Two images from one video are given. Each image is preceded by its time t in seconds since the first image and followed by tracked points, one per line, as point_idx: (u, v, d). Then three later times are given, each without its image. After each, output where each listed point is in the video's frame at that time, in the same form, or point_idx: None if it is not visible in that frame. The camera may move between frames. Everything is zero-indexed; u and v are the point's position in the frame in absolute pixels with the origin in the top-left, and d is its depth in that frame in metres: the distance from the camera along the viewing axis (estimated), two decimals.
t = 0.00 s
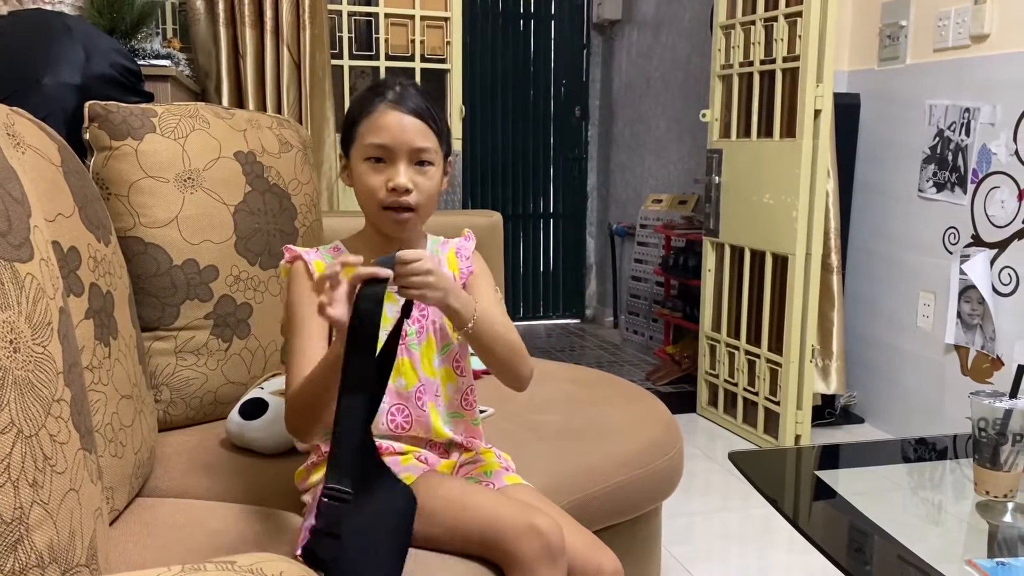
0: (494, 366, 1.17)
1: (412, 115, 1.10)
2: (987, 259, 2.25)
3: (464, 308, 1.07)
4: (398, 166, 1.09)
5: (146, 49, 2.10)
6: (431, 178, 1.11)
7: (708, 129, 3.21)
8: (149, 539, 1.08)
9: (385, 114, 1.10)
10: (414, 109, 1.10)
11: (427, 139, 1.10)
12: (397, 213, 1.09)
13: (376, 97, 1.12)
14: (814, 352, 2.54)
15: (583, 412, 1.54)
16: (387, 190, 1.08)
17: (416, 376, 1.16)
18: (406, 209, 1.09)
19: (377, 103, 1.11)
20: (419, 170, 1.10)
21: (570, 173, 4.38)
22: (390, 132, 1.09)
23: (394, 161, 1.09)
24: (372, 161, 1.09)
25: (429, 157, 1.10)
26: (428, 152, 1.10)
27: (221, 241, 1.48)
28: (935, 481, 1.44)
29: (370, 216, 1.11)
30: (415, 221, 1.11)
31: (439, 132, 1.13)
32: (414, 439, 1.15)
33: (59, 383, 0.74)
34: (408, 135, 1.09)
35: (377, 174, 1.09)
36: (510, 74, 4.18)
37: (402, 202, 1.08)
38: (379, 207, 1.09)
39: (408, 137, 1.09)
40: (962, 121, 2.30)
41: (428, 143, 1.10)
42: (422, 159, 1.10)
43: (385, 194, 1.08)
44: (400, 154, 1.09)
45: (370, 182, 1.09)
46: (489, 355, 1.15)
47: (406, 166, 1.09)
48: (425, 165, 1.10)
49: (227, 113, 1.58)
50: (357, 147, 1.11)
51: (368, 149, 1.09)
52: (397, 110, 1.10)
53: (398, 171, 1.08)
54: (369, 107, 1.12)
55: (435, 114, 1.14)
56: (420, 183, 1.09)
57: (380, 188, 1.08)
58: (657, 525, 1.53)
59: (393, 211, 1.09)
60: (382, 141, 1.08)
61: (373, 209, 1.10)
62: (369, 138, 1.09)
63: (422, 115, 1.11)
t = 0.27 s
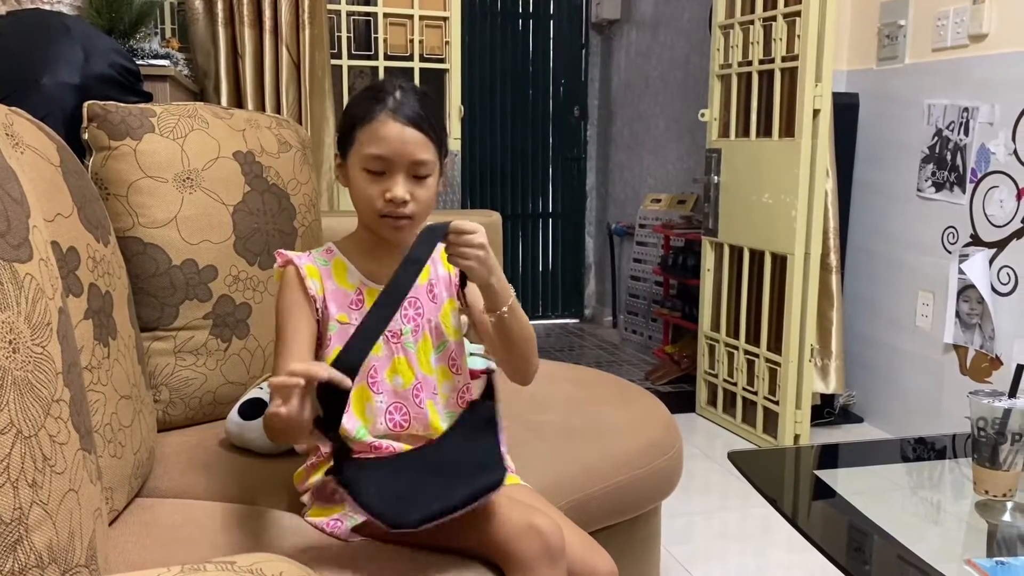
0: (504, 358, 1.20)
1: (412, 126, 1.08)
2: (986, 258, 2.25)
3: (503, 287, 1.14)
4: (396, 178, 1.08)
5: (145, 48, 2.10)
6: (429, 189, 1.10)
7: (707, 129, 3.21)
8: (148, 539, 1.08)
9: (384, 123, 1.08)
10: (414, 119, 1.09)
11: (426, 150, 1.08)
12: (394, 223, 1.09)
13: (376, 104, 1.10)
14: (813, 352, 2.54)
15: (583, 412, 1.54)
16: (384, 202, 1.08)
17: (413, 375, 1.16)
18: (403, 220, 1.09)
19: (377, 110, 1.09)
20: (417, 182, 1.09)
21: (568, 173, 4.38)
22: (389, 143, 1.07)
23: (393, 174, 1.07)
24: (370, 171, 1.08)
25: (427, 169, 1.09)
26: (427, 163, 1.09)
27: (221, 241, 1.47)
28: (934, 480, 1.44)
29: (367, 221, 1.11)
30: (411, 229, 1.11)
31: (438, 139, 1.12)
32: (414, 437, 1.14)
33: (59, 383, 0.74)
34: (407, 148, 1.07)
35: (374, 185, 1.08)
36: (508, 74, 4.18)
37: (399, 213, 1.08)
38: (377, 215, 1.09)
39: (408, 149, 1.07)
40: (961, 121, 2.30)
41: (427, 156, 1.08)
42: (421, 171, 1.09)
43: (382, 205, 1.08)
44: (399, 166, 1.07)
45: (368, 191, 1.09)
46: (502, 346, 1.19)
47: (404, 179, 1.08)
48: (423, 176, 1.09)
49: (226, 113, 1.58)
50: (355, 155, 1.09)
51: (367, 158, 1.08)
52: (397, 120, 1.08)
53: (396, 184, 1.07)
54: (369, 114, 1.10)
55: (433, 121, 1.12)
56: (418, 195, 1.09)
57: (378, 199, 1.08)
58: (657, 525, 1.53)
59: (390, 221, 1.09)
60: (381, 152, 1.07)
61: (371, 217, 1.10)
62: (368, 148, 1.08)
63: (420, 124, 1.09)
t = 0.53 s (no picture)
0: (505, 357, 1.21)
1: (411, 135, 1.07)
2: (984, 257, 2.25)
3: (505, 289, 1.15)
4: (395, 189, 1.07)
5: (142, 47, 2.10)
6: (426, 197, 1.10)
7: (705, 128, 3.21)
8: (146, 538, 1.08)
9: (382, 132, 1.07)
10: (412, 128, 1.08)
11: (425, 160, 1.08)
12: (392, 231, 1.09)
13: (374, 112, 1.09)
14: (811, 351, 2.54)
15: (582, 411, 1.54)
16: (383, 212, 1.07)
17: (413, 374, 1.16)
18: (401, 229, 1.09)
19: (376, 119, 1.08)
20: (415, 192, 1.09)
21: (567, 172, 4.38)
22: (388, 153, 1.06)
23: (392, 184, 1.07)
24: (369, 180, 1.08)
25: (426, 178, 1.08)
26: (426, 173, 1.08)
27: (219, 240, 1.47)
28: (933, 479, 1.44)
29: (365, 227, 1.11)
30: (409, 235, 1.12)
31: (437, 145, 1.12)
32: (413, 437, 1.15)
33: (56, 382, 0.74)
34: (406, 158, 1.06)
35: (373, 194, 1.08)
36: (507, 73, 4.18)
37: (397, 223, 1.08)
38: (376, 224, 1.09)
39: (408, 158, 1.07)
40: (959, 120, 2.30)
41: (426, 165, 1.08)
42: (420, 180, 1.08)
43: (381, 215, 1.08)
44: (398, 176, 1.07)
45: (366, 200, 1.09)
46: (502, 343, 1.20)
47: (403, 189, 1.07)
48: (422, 186, 1.09)
49: (224, 112, 1.57)
50: (353, 163, 1.09)
51: (365, 168, 1.07)
52: (396, 129, 1.07)
53: (394, 194, 1.07)
54: (367, 122, 1.09)
55: (431, 127, 1.11)
56: (417, 204, 1.09)
57: (376, 209, 1.08)
58: (655, 524, 1.53)
59: (388, 230, 1.09)
60: (380, 162, 1.06)
61: (369, 224, 1.10)
62: (367, 157, 1.07)
63: (418, 133, 1.08)
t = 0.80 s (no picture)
0: (499, 360, 1.20)
1: (407, 135, 1.07)
2: (982, 256, 2.25)
3: (495, 299, 1.12)
4: (391, 189, 1.07)
5: (140, 45, 2.09)
6: (423, 197, 1.10)
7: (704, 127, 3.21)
8: (145, 536, 1.08)
9: (377, 132, 1.07)
10: (408, 128, 1.08)
11: (422, 160, 1.08)
12: (389, 231, 1.10)
13: (370, 112, 1.09)
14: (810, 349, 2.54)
15: (580, 409, 1.54)
16: (379, 212, 1.08)
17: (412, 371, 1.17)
18: (396, 229, 1.09)
19: (371, 118, 1.08)
20: (411, 192, 1.09)
21: (565, 170, 4.38)
22: (384, 153, 1.06)
23: (388, 184, 1.07)
24: (365, 181, 1.07)
25: (422, 178, 1.09)
26: (422, 172, 1.08)
27: (217, 238, 1.47)
28: (931, 477, 1.44)
29: (361, 227, 1.12)
30: (405, 234, 1.12)
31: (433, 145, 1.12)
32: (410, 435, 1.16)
33: (55, 380, 0.74)
34: (402, 159, 1.06)
35: (368, 195, 1.08)
36: (505, 71, 4.17)
37: (393, 223, 1.08)
38: (372, 224, 1.09)
39: (403, 159, 1.07)
40: (958, 118, 2.30)
41: (423, 165, 1.08)
42: (416, 180, 1.08)
43: (377, 216, 1.08)
44: (394, 177, 1.07)
45: (362, 200, 1.09)
46: (494, 344, 1.18)
47: (399, 189, 1.07)
48: (418, 185, 1.09)
49: (223, 110, 1.57)
50: (349, 163, 1.09)
51: (361, 168, 1.07)
52: (391, 129, 1.07)
53: (390, 194, 1.07)
54: (362, 121, 1.08)
55: (428, 126, 1.11)
56: (413, 204, 1.09)
57: (373, 209, 1.08)
58: (654, 523, 1.53)
59: (384, 229, 1.10)
60: (375, 163, 1.06)
61: (366, 224, 1.10)
62: (362, 157, 1.07)
63: (414, 133, 1.08)
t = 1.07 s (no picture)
0: (515, 363, 1.22)
1: (408, 134, 1.07)
2: (981, 254, 2.25)
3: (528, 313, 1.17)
4: (390, 188, 1.08)
5: (139, 43, 2.09)
6: (422, 197, 1.11)
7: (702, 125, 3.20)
8: (143, 535, 1.08)
9: (378, 131, 1.07)
10: (409, 128, 1.08)
11: (422, 159, 1.08)
12: (387, 230, 1.10)
13: (370, 110, 1.09)
14: (808, 348, 2.55)
15: (579, 408, 1.54)
16: (379, 211, 1.08)
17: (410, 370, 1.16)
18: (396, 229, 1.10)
19: (372, 116, 1.08)
20: (411, 192, 1.09)
21: (564, 169, 4.38)
22: (384, 152, 1.06)
23: (387, 184, 1.07)
24: (364, 180, 1.08)
25: (422, 178, 1.09)
26: (422, 172, 1.08)
27: (216, 236, 1.47)
28: (929, 476, 1.44)
29: (360, 225, 1.12)
30: (404, 234, 1.12)
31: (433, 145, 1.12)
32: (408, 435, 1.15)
33: (53, 378, 0.74)
34: (401, 158, 1.06)
35: (368, 194, 1.08)
36: (504, 70, 4.17)
37: (392, 223, 1.09)
38: (371, 223, 1.10)
39: (403, 158, 1.07)
40: (956, 117, 2.30)
41: (423, 165, 1.08)
42: (415, 180, 1.08)
43: (377, 215, 1.08)
44: (393, 176, 1.07)
45: (361, 199, 1.09)
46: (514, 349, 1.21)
47: (399, 189, 1.08)
48: (417, 185, 1.09)
49: (221, 108, 1.57)
50: (349, 161, 1.09)
51: (360, 167, 1.07)
52: (392, 128, 1.07)
53: (390, 194, 1.07)
54: (363, 120, 1.08)
55: (429, 126, 1.11)
56: (412, 204, 1.09)
57: (372, 208, 1.08)
58: (652, 521, 1.53)
59: (383, 229, 1.10)
60: (375, 162, 1.06)
61: (364, 223, 1.11)
62: (363, 156, 1.07)
63: (414, 133, 1.08)
